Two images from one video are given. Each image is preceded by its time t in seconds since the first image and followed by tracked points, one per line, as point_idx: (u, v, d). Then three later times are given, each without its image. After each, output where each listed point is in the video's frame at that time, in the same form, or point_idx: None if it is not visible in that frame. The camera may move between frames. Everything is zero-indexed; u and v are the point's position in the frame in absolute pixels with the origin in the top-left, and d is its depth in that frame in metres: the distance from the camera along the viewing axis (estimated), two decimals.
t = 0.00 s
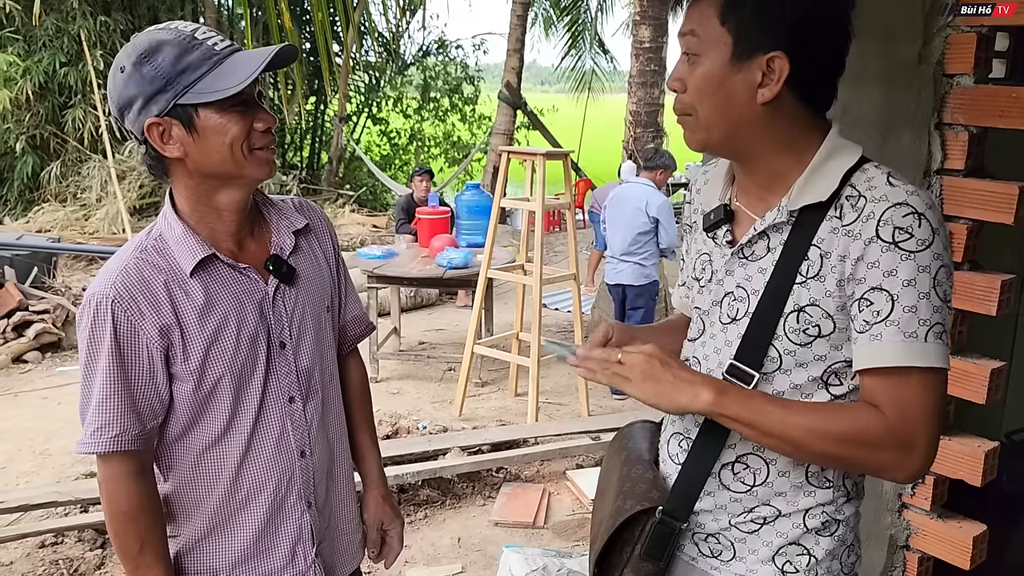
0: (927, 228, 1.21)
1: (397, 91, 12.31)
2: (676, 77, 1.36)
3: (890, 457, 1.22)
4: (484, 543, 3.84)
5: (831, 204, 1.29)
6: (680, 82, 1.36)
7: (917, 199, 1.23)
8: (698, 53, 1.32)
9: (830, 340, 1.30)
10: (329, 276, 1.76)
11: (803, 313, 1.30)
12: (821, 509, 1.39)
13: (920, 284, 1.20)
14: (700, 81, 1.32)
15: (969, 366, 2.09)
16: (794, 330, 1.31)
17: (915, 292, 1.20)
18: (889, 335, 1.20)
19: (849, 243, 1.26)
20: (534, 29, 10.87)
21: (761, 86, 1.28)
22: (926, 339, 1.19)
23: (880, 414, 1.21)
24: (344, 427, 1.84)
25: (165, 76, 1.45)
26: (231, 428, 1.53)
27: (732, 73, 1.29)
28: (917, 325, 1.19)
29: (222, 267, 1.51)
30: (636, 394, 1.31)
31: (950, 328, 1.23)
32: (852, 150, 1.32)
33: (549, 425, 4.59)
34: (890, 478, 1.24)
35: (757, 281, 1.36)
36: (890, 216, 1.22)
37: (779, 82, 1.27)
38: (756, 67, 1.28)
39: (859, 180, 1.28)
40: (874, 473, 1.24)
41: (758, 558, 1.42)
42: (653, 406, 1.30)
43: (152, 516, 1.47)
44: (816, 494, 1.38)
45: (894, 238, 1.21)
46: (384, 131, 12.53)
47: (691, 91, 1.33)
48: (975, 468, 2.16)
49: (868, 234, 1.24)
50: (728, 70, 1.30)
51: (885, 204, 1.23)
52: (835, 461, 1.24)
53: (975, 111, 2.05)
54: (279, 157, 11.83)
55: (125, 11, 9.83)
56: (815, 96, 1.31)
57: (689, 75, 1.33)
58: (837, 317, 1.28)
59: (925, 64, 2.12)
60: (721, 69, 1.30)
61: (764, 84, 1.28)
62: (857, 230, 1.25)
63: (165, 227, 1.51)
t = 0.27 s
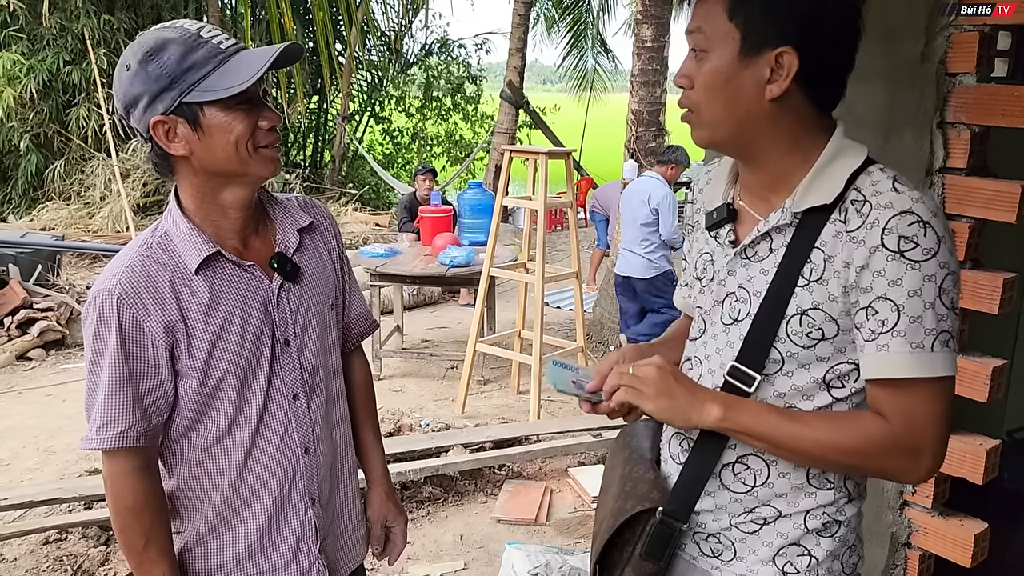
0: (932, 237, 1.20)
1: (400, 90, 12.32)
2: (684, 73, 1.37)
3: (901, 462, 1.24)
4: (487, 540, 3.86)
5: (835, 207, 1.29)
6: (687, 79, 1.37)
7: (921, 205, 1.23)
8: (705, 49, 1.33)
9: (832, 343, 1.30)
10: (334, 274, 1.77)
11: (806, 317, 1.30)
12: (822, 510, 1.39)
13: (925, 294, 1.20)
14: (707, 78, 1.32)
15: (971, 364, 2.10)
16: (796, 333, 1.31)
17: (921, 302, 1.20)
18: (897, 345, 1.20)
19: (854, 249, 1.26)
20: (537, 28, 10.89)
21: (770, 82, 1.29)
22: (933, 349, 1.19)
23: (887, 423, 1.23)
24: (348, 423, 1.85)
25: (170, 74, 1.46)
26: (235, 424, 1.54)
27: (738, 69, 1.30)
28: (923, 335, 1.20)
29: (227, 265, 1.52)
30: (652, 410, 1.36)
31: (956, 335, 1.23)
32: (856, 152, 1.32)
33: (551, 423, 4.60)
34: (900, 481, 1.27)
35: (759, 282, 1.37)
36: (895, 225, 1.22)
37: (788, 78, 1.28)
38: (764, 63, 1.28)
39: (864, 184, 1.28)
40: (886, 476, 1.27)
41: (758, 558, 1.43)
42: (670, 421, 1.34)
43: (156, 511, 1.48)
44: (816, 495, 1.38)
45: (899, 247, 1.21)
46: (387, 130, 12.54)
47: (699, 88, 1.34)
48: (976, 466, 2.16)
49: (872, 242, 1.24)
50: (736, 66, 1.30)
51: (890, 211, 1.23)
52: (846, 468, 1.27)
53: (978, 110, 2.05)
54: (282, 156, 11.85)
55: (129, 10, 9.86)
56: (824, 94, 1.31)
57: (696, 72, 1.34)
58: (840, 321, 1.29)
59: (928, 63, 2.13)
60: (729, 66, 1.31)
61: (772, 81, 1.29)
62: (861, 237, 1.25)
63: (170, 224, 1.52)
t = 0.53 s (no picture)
0: (945, 241, 1.20)
1: (402, 88, 12.31)
2: (693, 72, 1.37)
3: (915, 467, 1.24)
4: (488, 538, 3.86)
5: (846, 209, 1.29)
6: (696, 77, 1.36)
7: (933, 209, 1.22)
8: (715, 47, 1.33)
9: (840, 347, 1.30)
10: (334, 272, 1.77)
11: (814, 321, 1.30)
12: (825, 515, 1.38)
13: (939, 299, 1.19)
14: (717, 76, 1.32)
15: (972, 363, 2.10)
16: (804, 336, 1.31)
17: (935, 308, 1.19)
18: (910, 351, 1.20)
19: (865, 254, 1.25)
20: (539, 25, 10.86)
21: (781, 80, 1.28)
22: (947, 355, 1.19)
23: (901, 429, 1.22)
24: (349, 421, 1.85)
25: (172, 72, 1.46)
26: (236, 422, 1.53)
27: (748, 68, 1.30)
28: (937, 341, 1.19)
29: (228, 263, 1.52)
30: (663, 414, 1.34)
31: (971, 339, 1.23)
32: (867, 153, 1.31)
33: (552, 420, 4.59)
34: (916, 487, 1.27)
35: (767, 284, 1.37)
36: (907, 229, 1.21)
37: (799, 77, 1.27)
38: (776, 61, 1.28)
39: (875, 187, 1.27)
40: (902, 483, 1.27)
41: (760, 562, 1.43)
42: (681, 429, 1.33)
43: (157, 509, 1.48)
44: (820, 500, 1.38)
45: (911, 252, 1.20)
46: (389, 128, 12.54)
47: (708, 87, 1.34)
48: (979, 465, 2.17)
49: (883, 247, 1.23)
50: (746, 65, 1.30)
51: (902, 215, 1.22)
52: (860, 475, 1.27)
53: (982, 109, 2.04)
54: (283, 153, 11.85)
55: (131, 8, 9.85)
56: (835, 92, 1.31)
57: (706, 71, 1.34)
58: (848, 325, 1.28)
59: (931, 61, 2.12)
60: (740, 64, 1.30)
61: (784, 79, 1.28)
62: (871, 241, 1.24)
63: (171, 223, 1.52)
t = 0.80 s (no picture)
0: (949, 239, 1.19)
1: (402, 85, 12.30)
2: (696, 70, 1.36)
3: (924, 466, 1.23)
4: (488, 536, 3.86)
5: (848, 207, 1.28)
6: (699, 75, 1.36)
7: (936, 207, 1.22)
8: (718, 45, 1.32)
9: (843, 345, 1.29)
10: (333, 270, 1.77)
11: (816, 318, 1.30)
12: (825, 514, 1.38)
13: (944, 297, 1.19)
14: (721, 74, 1.32)
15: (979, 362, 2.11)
16: (807, 334, 1.31)
17: (940, 305, 1.19)
18: (917, 350, 1.19)
19: (869, 252, 1.24)
20: (540, 23, 10.85)
21: (785, 78, 1.28)
22: (953, 353, 1.19)
23: (910, 427, 1.22)
24: (348, 418, 1.85)
25: (169, 69, 1.45)
26: (235, 420, 1.53)
27: (750, 66, 1.30)
28: (943, 339, 1.19)
29: (227, 260, 1.51)
30: (671, 408, 1.33)
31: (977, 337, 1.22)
32: (870, 152, 1.31)
33: (553, 418, 4.58)
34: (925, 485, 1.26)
35: (769, 282, 1.36)
36: (911, 228, 1.21)
37: (803, 74, 1.27)
38: (780, 59, 1.27)
39: (878, 184, 1.27)
40: (911, 481, 1.26)
41: (759, 560, 1.42)
42: (688, 424, 1.33)
43: (156, 506, 1.48)
44: (819, 498, 1.37)
45: (916, 250, 1.20)
46: (390, 125, 12.53)
47: (712, 85, 1.33)
48: (981, 462, 2.18)
49: (888, 245, 1.22)
50: (750, 63, 1.29)
51: (906, 213, 1.22)
52: (868, 474, 1.26)
53: (984, 106, 2.04)
54: (284, 151, 11.84)
55: (131, 5, 9.84)
56: (838, 90, 1.30)
57: (710, 69, 1.33)
58: (851, 323, 1.28)
59: (933, 58, 2.11)
60: (744, 62, 1.30)
61: (787, 77, 1.28)
62: (875, 240, 1.24)
63: (169, 220, 1.52)
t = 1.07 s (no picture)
0: (946, 235, 1.19)
1: (402, 83, 12.28)
2: (694, 67, 1.36)
3: (925, 460, 1.24)
4: (488, 533, 3.86)
5: (844, 203, 1.28)
6: (696, 71, 1.35)
7: (933, 203, 1.22)
8: (715, 42, 1.32)
9: (839, 339, 1.29)
10: (330, 267, 1.76)
11: (813, 313, 1.30)
12: (820, 507, 1.38)
13: (942, 292, 1.19)
14: (719, 71, 1.31)
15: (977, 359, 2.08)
16: (804, 329, 1.31)
17: (938, 301, 1.19)
18: (917, 345, 1.19)
19: (867, 248, 1.24)
20: (540, 20, 10.82)
21: (781, 75, 1.28)
22: (953, 347, 1.19)
23: (913, 421, 1.22)
24: (345, 416, 1.84)
25: (164, 67, 1.45)
26: (231, 418, 1.53)
27: (748, 63, 1.29)
28: (942, 333, 1.19)
29: (222, 258, 1.51)
30: (678, 408, 1.32)
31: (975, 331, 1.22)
32: (865, 149, 1.31)
33: (552, 416, 4.58)
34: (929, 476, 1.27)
35: (764, 278, 1.36)
36: (909, 224, 1.21)
37: (800, 72, 1.27)
38: (777, 57, 1.27)
39: (874, 181, 1.27)
40: (913, 473, 1.27)
41: (754, 554, 1.42)
42: (694, 424, 1.32)
43: (152, 505, 1.48)
44: (814, 492, 1.38)
45: (914, 246, 1.19)
46: (390, 123, 12.52)
47: (709, 82, 1.33)
48: (980, 461, 2.16)
49: (885, 241, 1.22)
50: (748, 60, 1.29)
51: (903, 209, 1.22)
52: (873, 467, 1.26)
53: (983, 103, 2.03)
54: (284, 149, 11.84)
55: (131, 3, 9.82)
56: (834, 87, 1.30)
57: (707, 66, 1.33)
58: (848, 318, 1.28)
59: (932, 55, 2.11)
60: (741, 59, 1.29)
61: (784, 75, 1.28)
62: (873, 236, 1.23)
63: (165, 218, 1.52)
